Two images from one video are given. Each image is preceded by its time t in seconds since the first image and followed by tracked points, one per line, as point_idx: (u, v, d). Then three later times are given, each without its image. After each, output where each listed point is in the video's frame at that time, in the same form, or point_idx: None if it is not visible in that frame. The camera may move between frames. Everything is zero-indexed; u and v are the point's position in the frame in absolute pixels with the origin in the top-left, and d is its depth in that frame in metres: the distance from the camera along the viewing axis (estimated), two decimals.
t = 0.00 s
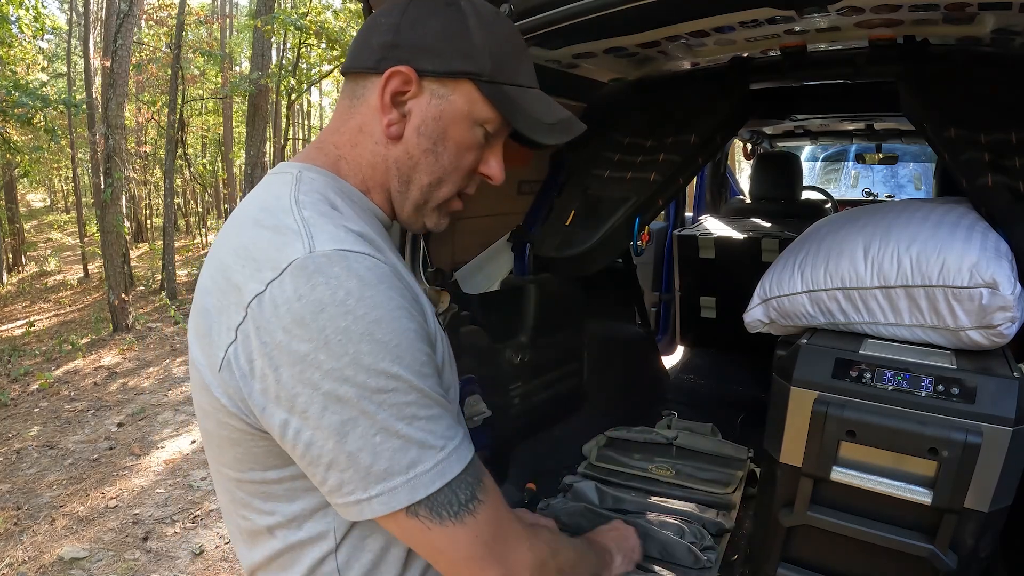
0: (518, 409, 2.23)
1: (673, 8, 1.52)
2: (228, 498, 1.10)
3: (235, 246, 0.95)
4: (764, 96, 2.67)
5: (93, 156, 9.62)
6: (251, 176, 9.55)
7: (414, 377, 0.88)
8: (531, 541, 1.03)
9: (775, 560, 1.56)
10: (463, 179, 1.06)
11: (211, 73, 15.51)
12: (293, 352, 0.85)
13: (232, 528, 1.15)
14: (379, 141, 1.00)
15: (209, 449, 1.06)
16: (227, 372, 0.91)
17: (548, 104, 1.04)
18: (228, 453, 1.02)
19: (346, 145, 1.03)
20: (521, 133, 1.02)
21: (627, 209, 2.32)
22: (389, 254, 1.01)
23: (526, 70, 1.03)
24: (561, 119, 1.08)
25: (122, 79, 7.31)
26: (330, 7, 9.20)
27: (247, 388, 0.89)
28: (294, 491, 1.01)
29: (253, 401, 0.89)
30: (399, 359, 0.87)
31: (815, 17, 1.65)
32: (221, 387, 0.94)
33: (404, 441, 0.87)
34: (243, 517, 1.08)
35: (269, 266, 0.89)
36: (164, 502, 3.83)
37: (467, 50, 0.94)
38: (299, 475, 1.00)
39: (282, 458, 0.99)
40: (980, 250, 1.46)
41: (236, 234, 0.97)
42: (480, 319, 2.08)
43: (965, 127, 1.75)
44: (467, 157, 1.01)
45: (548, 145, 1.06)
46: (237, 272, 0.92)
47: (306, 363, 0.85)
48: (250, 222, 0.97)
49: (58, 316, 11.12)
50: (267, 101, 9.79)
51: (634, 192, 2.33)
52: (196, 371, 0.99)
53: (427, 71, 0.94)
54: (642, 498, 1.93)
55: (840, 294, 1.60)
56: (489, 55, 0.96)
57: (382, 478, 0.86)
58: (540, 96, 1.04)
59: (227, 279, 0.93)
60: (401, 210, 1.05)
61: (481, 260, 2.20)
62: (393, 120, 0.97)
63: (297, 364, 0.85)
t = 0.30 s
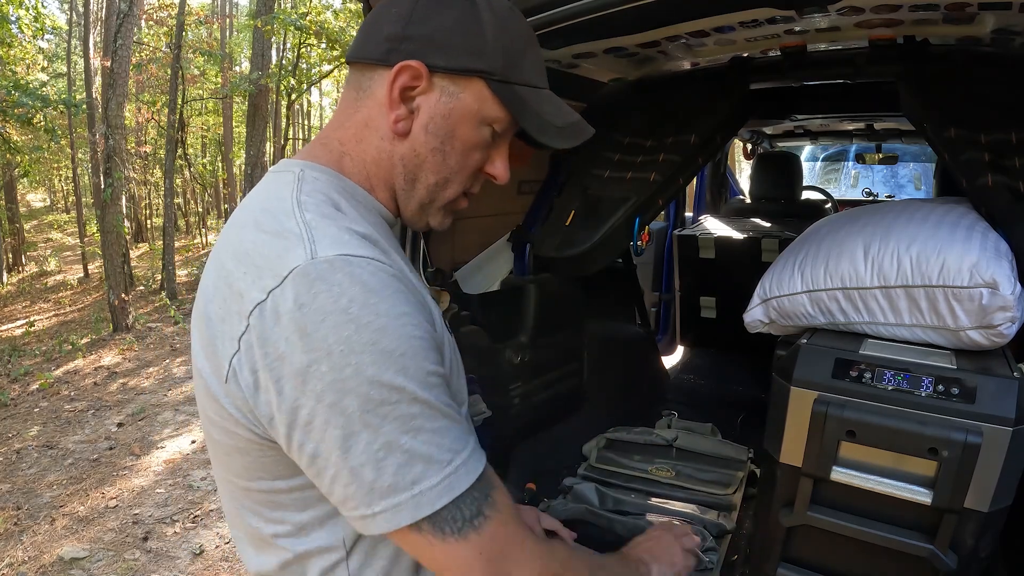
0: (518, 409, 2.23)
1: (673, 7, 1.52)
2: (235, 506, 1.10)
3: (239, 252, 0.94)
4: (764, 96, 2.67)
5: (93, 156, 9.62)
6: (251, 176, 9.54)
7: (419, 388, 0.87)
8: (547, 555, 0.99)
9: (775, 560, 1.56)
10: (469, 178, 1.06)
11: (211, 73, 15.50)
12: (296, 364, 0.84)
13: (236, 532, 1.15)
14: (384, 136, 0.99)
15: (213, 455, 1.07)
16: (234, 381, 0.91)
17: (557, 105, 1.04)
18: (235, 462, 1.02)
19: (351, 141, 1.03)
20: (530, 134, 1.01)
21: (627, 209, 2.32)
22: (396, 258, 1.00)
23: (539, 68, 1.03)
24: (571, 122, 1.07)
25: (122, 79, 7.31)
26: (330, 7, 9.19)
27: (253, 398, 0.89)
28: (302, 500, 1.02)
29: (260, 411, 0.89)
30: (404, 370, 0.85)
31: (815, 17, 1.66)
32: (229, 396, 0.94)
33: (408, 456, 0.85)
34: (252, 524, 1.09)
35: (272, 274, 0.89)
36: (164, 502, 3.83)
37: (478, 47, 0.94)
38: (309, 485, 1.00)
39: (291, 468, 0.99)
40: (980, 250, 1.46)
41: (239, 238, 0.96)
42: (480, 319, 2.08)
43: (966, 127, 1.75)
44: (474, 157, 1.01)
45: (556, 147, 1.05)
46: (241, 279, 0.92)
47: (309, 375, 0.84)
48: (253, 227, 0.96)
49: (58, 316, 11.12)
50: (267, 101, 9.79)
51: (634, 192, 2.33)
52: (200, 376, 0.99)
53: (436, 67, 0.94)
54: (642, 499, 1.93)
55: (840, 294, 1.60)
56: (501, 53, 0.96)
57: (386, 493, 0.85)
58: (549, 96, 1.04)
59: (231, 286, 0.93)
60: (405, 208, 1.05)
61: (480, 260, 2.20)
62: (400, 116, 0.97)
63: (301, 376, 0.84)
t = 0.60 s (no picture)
0: (518, 409, 2.23)
1: (674, 7, 1.52)
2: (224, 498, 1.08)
3: (222, 252, 0.92)
4: (764, 96, 2.67)
5: (93, 156, 9.62)
6: (251, 176, 9.55)
7: (363, 426, 0.80)
8: None
9: (775, 560, 1.56)
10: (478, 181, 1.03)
11: (211, 73, 15.51)
12: (246, 380, 0.80)
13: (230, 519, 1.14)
14: (390, 137, 0.97)
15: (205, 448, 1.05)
16: (205, 384, 0.89)
17: (569, 108, 1.01)
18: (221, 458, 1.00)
19: (356, 140, 1.00)
20: (541, 138, 0.99)
21: (627, 209, 2.32)
22: (378, 272, 0.93)
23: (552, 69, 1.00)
24: (586, 125, 1.04)
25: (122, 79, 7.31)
26: (330, 7, 9.19)
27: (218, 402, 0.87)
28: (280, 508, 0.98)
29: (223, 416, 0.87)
30: (348, 404, 0.79)
31: (815, 17, 1.65)
32: (205, 397, 0.92)
33: (339, 495, 0.79)
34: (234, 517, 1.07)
35: (239, 283, 0.85)
36: (164, 502, 3.83)
37: (490, 47, 0.91)
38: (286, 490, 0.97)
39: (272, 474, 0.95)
40: (980, 250, 1.46)
41: (226, 236, 0.93)
42: (480, 319, 2.08)
43: (965, 126, 1.75)
44: (480, 160, 0.99)
45: (567, 152, 1.02)
46: (218, 280, 0.89)
47: (256, 393, 0.80)
48: (242, 226, 0.93)
49: (58, 316, 11.12)
50: (267, 101, 9.79)
51: (634, 192, 2.33)
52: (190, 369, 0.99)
53: (446, 66, 0.91)
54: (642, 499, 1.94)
55: (840, 294, 1.59)
56: (512, 52, 0.93)
57: (315, 526, 0.80)
58: (562, 98, 1.01)
59: (211, 285, 0.91)
60: (411, 210, 1.03)
61: (480, 260, 2.19)
62: (407, 116, 0.94)
63: (248, 393, 0.80)
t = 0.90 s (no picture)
0: (518, 409, 2.22)
1: (673, 7, 1.52)
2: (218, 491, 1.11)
3: (200, 258, 0.94)
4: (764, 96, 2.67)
5: (93, 156, 9.62)
6: (251, 176, 9.55)
7: (322, 439, 0.82)
8: None
9: (775, 560, 1.56)
10: (467, 181, 1.01)
11: (211, 73, 15.51)
12: (210, 391, 0.83)
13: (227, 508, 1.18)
14: (367, 137, 0.97)
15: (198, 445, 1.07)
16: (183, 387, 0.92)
17: (565, 102, 0.96)
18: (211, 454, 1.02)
19: (337, 141, 1.01)
20: (526, 134, 0.95)
21: (627, 208, 2.32)
22: (348, 279, 0.93)
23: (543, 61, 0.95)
24: (581, 120, 0.99)
25: (122, 79, 7.31)
26: (330, 7, 9.19)
27: (192, 409, 0.90)
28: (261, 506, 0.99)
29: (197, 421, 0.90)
30: (307, 418, 0.81)
31: (815, 17, 1.65)
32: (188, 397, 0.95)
33: (300, 505, 0.82)
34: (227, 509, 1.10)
35: (206, 293, 0.86)
36: (164, 502, 3.83)
37: (464, 39, 0.89)
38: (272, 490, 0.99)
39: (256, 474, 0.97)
40: (980, 250, 1.46)
41: (205, 242, 0.95)
42: (479, 319, 2.09)
43: (965, 126, 1.76)
44: (462, 160, 0.96)
45: (560, 150, 0.98)
46: (194, 287, 0.91)
47: (220, 405, 0.82)
48: (220, 232, 0.95)
49: (58, 316, 11.12)
50: (267, 101, 9.79)
51: (634, 192, 2.34)
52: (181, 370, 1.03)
53: (417, 61, 0.90)
54: (642, 499, 1.94)
55: (840, 294, 1.59)
56: (491, 45, 0.90)
57: (278, 535, 0.83)
58: (557, 90, 0.96)
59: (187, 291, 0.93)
60: (395, 212, 1.03)
61: (480, 260, 2.22)
62: (380, 115, 0.93)
63: (212, 404, 0.83)
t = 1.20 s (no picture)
0: (518, 409, 2.22)
1: (673, 7, 1.52)
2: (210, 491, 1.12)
3: (184, 263, 0.94)
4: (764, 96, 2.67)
5: (93, 156, 9.62)
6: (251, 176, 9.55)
7: (304, 446, 0.82)
8: None
9: (775, 560, 1.56)
10: (454, 181, 1.01)
11: (211, 73, 15.51)
12: (193, 399, 0.83)
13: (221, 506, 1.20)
14: (348, 141, 0.97)
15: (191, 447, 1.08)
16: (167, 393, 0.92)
17: (549, 100, 0.96)
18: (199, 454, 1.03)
19: (321, 144, 1.02)
20: (508, 135, 0.94)
21: (626, 208, 2.32)
22: (331, 286, 0.93)
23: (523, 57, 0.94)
24: (565, 119, 0.98)
25: (122, 79, 7.31)
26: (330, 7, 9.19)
27: (178, 414, 0.90)
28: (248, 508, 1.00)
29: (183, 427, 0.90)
30: (287, 426, 0.81)
31: (815, 17, 1.65)
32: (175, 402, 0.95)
33: (284, 510, 0.83)
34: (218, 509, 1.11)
35: (188, 300, 0.86)
36: (164, 502, 3.83)
37: (437, 39, 0.88)
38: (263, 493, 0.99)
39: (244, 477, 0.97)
40: (980, 250, 1.46)
41: (191, 248, 0.96)
42: (479, 319, 2.08)
43: (965, 127, 1.76)
44: (445, 162, 0.96)
45: (545, 150, 0.97)
46: (177, 293, 0.91)
47: (201, 412, 0.82)
48: (204, 238, 0.95)
49: (58, 316, 11.12)
50: (267, 101, 9.79)
51: (634, 192, 2.34)
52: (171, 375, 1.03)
53: (391, 63, 0.89)
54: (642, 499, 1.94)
55: (840, 294, 1.59)
56: (467, 44, 0.89)
57: (263, 540, 0.84)
58: (541, 87, 0.95)
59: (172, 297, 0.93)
60: (381, 214, 1.03)
61: (481, 260, 2.20)
62: (358, 119, 0.94)
63: (195, 411, 0.83)
